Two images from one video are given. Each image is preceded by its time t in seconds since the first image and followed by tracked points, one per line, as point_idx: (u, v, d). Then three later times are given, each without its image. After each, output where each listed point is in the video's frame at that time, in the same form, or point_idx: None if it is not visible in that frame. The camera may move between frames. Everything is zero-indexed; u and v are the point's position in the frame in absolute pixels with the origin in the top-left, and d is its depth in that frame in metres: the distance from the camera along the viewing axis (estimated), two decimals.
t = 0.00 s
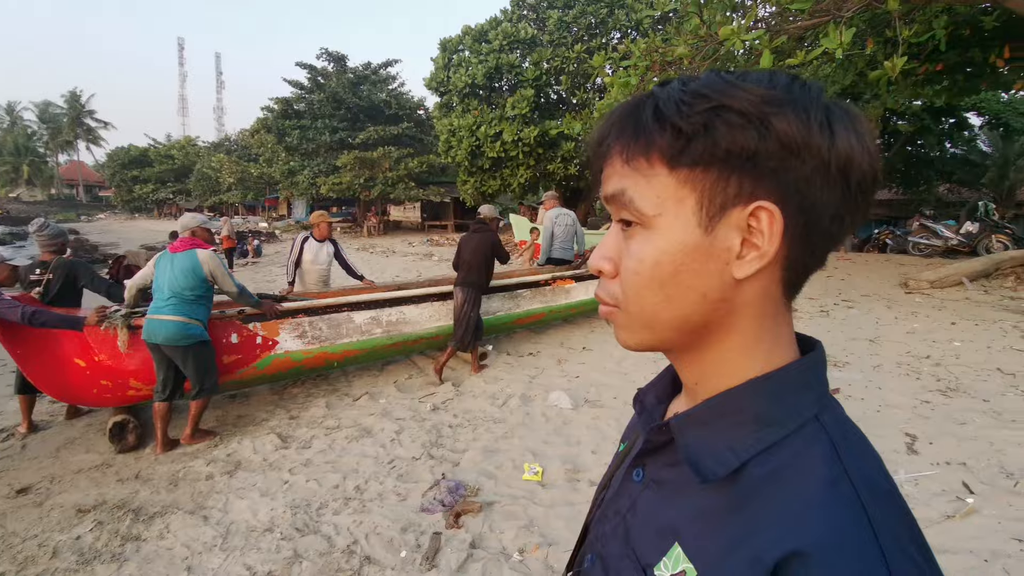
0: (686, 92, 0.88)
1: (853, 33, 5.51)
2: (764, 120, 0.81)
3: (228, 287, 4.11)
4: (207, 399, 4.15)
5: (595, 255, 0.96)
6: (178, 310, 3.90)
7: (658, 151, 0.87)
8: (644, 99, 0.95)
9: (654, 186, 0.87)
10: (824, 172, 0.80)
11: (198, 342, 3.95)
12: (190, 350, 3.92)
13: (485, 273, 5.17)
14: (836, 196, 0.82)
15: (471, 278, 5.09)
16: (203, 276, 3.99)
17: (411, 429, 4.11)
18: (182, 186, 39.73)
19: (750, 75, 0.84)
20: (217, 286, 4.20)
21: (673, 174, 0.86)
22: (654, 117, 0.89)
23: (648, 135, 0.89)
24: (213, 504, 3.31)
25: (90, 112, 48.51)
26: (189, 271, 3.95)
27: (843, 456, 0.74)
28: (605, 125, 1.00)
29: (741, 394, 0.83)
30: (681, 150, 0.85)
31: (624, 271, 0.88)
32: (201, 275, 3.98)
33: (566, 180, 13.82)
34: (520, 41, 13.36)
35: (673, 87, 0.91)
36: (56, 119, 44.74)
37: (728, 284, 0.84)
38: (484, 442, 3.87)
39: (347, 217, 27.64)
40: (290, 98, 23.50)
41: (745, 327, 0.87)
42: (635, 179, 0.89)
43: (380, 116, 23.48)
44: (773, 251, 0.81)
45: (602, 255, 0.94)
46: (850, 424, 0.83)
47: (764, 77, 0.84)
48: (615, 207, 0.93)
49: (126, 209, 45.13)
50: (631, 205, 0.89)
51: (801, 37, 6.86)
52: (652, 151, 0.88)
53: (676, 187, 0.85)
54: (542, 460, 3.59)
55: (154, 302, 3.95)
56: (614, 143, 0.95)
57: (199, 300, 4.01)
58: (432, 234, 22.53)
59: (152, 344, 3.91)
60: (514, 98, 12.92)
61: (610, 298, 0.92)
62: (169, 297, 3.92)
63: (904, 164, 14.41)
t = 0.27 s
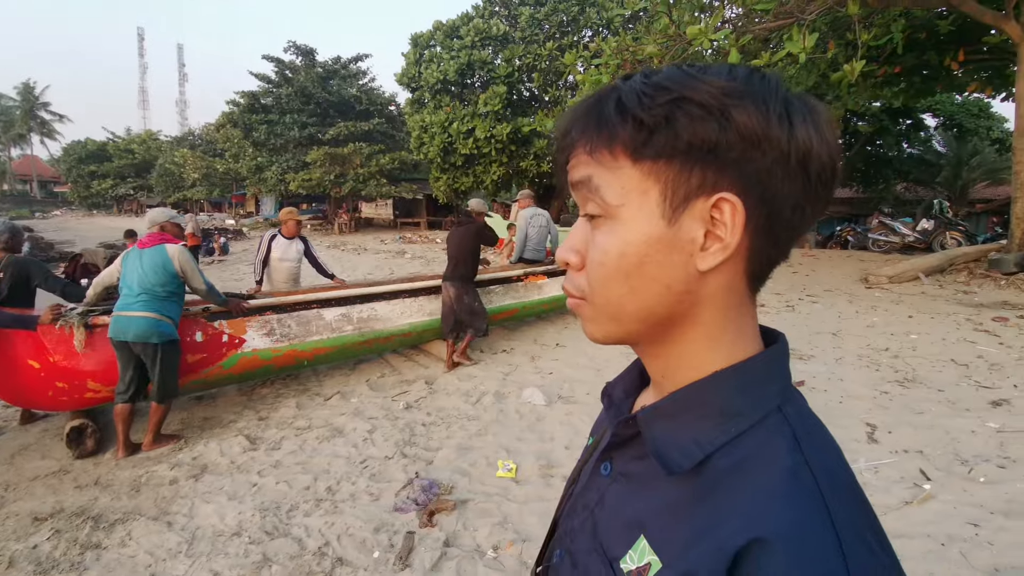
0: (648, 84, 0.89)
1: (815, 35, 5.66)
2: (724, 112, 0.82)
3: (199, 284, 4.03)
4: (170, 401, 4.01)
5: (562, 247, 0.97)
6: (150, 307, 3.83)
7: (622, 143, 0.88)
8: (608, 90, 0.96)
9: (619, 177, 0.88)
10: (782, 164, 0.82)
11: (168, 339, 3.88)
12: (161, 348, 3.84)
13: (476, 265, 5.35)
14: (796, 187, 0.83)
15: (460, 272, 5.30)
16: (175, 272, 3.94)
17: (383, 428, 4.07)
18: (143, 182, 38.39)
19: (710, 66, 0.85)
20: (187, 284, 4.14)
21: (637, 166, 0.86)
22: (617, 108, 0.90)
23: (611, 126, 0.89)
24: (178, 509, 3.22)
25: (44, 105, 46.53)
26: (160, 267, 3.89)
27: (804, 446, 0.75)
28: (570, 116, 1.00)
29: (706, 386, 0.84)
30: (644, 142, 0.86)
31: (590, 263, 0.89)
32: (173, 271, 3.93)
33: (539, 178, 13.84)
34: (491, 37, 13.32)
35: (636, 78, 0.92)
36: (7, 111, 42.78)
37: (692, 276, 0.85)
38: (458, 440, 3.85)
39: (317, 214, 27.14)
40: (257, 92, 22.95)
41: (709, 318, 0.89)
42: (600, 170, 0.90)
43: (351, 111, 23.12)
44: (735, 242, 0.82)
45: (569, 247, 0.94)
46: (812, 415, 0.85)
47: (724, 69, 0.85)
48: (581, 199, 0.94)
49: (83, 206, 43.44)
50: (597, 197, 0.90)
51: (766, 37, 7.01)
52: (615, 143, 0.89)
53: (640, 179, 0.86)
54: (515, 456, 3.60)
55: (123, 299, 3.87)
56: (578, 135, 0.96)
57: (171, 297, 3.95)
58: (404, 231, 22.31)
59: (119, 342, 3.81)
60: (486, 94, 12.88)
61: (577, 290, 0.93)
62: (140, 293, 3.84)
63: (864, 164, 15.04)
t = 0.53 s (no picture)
0: (627, 74, 0.90)
1: (788, 36, 5.78)
2: (701, 103, 0.83)
3: (175, 283, 4.00)
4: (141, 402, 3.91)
5: (539, 235, 0.97)
6: (124, 304, 3.74)
7: (601, 131, 0.89)
8: (587, 80, 0.97)
9: (598, 165, 0.88)
10: (755, 157, 0.83)
11: (144, 338, 3.79)
12: (134, 348, 3.74)
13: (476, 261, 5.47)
14: (769, 179, 0.85)
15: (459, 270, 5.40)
16: (151, 268, 3.88)
17: (362, 428, 4.03)
18: (111, 178, 37.25)
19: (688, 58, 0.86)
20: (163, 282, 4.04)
21: (616, 155, 0.87)
22: (596, 96, 0.91)
23: (591, 114, 0.90)
24: (151, 514, 3.15)
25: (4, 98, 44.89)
26: (136, 263, 3.81)
27: (781, 430, 0.77)
28: (550, 106, 1.01)
29: (683, 373, 0.86)
30: (623, 131, 0.87)
31: (568, 251, 0.89)
32: (149, 267, 3.86)
33: (518, 175, 13.83)
34: (469, 34, 13.27)
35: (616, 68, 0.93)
36: None
37: (669, 266, 0.85)
38: (438, 438, 3.84)
39: (292, 212, 26.68)
40: (229, 86, 22.45)
41: (685, 308, 0.90)
42: (578, 159, 0.90)
43: (327, 107, 22.79)
44: (711, 233, 0.83)
45: (545, 238, 0.94)
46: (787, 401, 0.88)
47: (701, 61, 0.86)
48: (558, 187, 0.94)
49: (47, 202, 41.95)
50: (574, 185, 0.90)
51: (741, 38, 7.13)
52: (594, 131, 0.89)
53: (618, 168, 0.87)
54: (496, 454, 3.60)
55: (96, 297, 3.76)
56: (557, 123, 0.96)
57: (147, 295, 3.86)
58: (382, 229, 22.10)
59: (90, 340, 3.71)
60: (464, 91, 12.82)
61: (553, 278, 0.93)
62: (115, 291, 3.74)
63: (833, 164, 15.68)
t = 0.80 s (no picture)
0: (627, 69, 0.90)
1: (759, 38, 5.90)
2: (700, 103, 0.86)
3: (143, 281, 3.91)
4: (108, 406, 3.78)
5: (528, 231, 0.93)
6: (92, 305, 3.62)
7: (603, 125, 0.87)
8: (578, 71, 0.95)
9: (598, 160, 0.87)
10: (743, 161, 0.89)
11: (113, 340, 3.67)
12: (102, 349, 3.63)
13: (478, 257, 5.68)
14: (752, 181, 0.91)
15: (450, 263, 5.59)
16: (120, 265, 3.79)
17: (339, 428, 3.98)
18: (72, 174, 35.97)
19: (686, 57, 0.88)
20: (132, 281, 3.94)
21: (618, 150, 0.86)
22: (595, 89, 0.90)
23: (591, 107, 0.88)
24: (119, 520, 3.06)
25: None
26: (103, 261, 3.72)
27: (761, 419, 0.79)
28: (539, 95, 0.97)
29: (667, 365, 0.87)
30: (626, 126, 0.86)
31: (566, 248, 0.87)
32: (117, 264, 3.77)
33: (494, 173, 13.80)
34: (444, 31, 13.19)
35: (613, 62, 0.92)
36: None
37: (665, 264, 0.87)
38: (416, 437, 3.82)
39: (264, 209, 26.15)
40: (197, 80, 21.88)
41: (675, 305, 0.91)
42: (577, 153, 0.88)
43: (299, 103, 22.39)
44: (707, 232, 0.86)
45: (538, 235, 0.91)
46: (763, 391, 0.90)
47: (696, 64, 0.89)
48: (551, 182, 0.91)
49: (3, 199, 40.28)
50: (570, 180, 0.88)
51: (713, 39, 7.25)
52: (597, 124, 0.88)
53: (620, 164, 0.86)
54: (474, 452, 3.60)
55: (62, 296, 3.63)
56: (549, 114, 0.94)
57: (116, 294, 3.75)
58: (357, 227, 21.83)
59: (59, 343, 3.57)
60: (440, 88, 12.74)
61: (548, 276, 0.90)
62: (82, 291, 3.63)
63: (801, 163, 16.11)
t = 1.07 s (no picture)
0: (686, 73, 0.92)
1: (740, 39, 5.98)
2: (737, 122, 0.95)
3: (121, 280, 3.83)
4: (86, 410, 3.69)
5: (583, 230, 0.89)
6: (71, 306, 3.55)
7: (666, 128, 0.87)
8: (625, 69, 0.93)
9: (664, 164, 0.86)
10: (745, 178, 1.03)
11: (93, 341, 3.61)
12: (83, 350, 3.58)
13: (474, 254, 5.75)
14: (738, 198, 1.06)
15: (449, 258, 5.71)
16: (98, 264, 3.70)
17: (323, 429, 3.94)
18: (44, 171, 35.06)
19: (718, 72, 0.94)
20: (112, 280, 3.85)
21: (680, 156, 0.87)
22: (657, 89, 0.88)
23: (659, 106, 0.87)
24: (96, 526, 2.99)
25: None
26: (81, 260, 3.64)
27: (745, 422, 0.81)
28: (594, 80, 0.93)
29: (657, 370, 0.88)
30: (689, 134, 0.88)
31: (631, 250, 0.85)
32: (95, 264, 3.68)
33: (478, 172, 13.77)
34: (427, 28, 13.12)
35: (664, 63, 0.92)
36: None
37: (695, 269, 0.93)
38: (401, 437, 3.80)
39: (244, 208, 25.76)
40: (174, 76, 21.45)
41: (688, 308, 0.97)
42: (646, 151, 0.87)
43: (280, 100, 22.07)
44: (730, 241, 0.96)
45: (594, 233, 0.87)
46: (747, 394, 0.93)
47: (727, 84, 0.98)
48: (610, 178, 0.88)
49: None
50: (640, 179, 0.86)
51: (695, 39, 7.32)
52: (668, 123, 0.87)
53: (682, 170, 0.88)
54: (460, 452, 3.59)
55: (38, 297, 3.55)
56: (605, 107, 0.90)
57: (95, 295, 3.68)
58: (340, 226, 21.63)
59: (38, 344, 3.52)
60: (423, 86, 12.68)
61: (605, 276, 0.86)
62: (60, 291, 3.55)
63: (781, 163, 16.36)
